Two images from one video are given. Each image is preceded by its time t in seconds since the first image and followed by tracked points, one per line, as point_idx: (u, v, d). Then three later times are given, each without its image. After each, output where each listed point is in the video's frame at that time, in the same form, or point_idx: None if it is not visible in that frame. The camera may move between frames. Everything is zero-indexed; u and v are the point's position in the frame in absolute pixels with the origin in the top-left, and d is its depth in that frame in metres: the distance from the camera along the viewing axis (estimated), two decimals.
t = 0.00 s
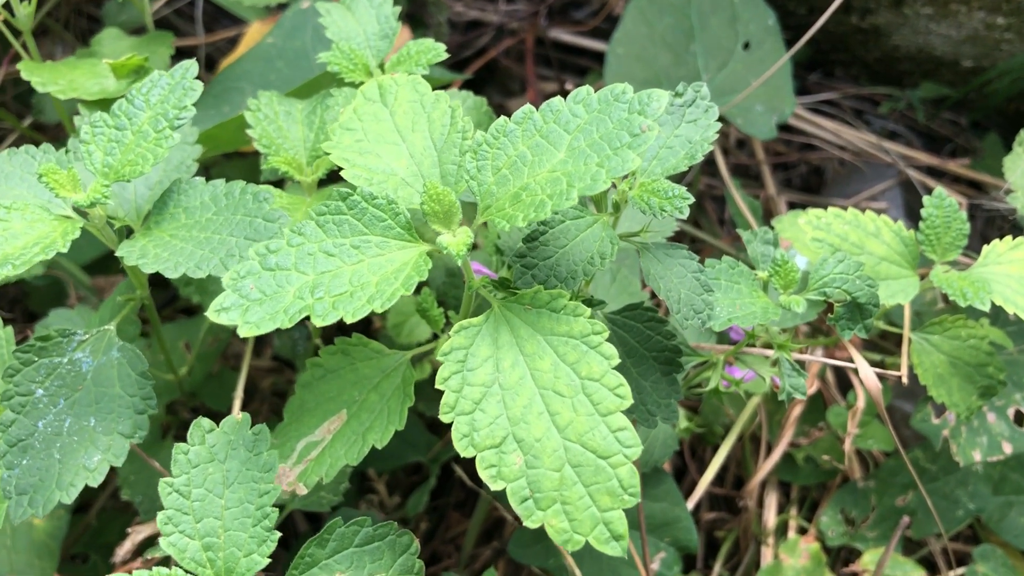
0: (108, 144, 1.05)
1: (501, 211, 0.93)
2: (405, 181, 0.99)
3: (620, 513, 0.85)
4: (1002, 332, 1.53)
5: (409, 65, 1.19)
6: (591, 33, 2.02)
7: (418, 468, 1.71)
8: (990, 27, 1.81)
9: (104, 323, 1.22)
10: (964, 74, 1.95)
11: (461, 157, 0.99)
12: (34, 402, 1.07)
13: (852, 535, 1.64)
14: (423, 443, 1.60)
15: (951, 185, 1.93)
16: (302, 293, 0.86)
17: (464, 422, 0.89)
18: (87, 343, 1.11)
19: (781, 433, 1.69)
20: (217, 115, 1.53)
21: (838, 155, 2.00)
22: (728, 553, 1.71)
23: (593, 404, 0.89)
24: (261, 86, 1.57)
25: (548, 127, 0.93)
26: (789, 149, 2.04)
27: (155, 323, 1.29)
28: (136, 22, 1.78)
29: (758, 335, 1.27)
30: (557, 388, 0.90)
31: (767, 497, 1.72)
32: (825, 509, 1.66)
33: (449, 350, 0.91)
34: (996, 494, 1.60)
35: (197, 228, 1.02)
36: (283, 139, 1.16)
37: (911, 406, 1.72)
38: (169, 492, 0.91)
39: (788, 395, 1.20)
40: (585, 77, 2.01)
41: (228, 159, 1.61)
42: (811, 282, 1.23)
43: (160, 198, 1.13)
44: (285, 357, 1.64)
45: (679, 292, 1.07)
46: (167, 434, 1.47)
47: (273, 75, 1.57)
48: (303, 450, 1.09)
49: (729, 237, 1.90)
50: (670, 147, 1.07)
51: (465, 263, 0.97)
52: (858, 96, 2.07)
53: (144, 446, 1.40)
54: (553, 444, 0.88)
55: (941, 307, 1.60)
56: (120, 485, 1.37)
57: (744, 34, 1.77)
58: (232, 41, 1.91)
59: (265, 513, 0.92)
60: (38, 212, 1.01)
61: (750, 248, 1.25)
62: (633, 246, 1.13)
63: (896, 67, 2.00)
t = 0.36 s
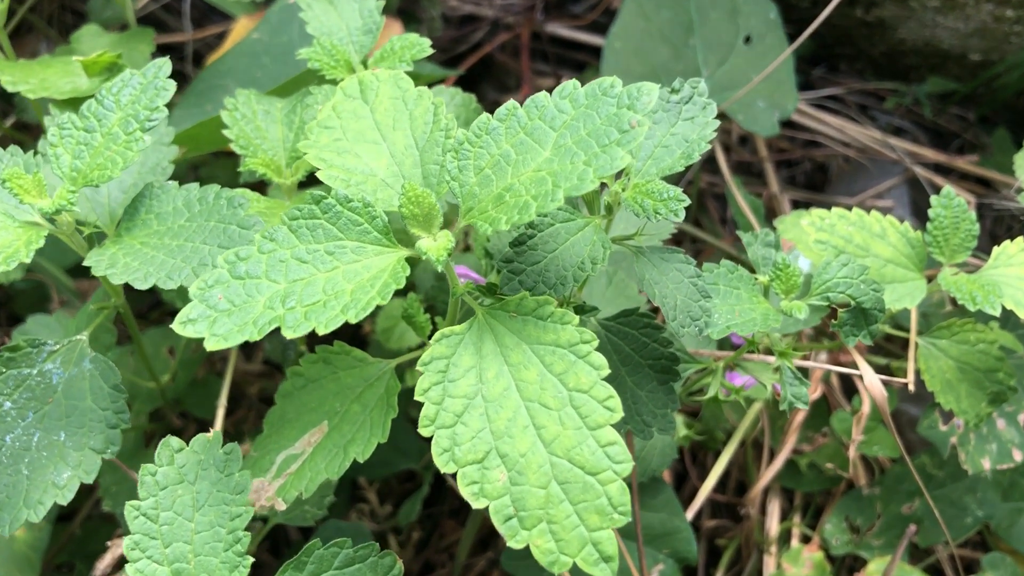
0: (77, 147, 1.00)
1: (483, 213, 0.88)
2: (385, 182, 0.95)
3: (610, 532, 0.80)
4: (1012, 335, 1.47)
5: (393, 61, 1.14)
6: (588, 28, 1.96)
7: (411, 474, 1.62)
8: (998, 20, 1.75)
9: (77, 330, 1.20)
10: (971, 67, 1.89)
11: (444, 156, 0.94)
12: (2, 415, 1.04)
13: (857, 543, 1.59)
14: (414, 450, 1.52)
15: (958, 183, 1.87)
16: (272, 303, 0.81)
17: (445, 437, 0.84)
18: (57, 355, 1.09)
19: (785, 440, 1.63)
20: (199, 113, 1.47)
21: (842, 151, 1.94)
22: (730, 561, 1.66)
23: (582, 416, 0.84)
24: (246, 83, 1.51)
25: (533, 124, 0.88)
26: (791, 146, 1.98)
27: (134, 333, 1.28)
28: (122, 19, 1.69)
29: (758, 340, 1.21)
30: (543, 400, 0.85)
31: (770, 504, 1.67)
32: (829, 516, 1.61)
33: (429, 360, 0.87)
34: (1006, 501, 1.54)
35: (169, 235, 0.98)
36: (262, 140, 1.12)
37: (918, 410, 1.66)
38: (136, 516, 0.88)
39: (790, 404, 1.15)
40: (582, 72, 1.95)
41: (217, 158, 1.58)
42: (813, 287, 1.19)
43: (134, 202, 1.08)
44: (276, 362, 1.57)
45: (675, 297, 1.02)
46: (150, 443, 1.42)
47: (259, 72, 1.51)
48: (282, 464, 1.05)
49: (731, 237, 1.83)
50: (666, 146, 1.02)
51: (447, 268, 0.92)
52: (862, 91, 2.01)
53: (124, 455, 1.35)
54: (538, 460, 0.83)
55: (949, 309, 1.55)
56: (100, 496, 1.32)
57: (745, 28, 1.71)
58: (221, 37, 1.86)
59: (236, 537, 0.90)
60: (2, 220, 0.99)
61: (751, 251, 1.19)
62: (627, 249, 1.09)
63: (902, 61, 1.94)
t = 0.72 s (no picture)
0: (72, 145, 0.99)
1: (487, 215, 0.86)
2: (386, 182, 0.93)
3: (617, 543, 0.79)
4: None
5: (395, 57, 1.12)
6: (594, 23, 1.92)
7: (416, 475, 1.60)
8: (1012, 14, 1.73)
9: (75, 332, 1.18)
10: (983, 62, 1.85)
11: (447, 155, 0.91)
12: None
13: (867, 545, 1.56)
14: (419, 451, 1.50)
15: (970, 179, 1.84)
16: (270, 306, 0.79)
17: (447, 444, 0.82)
18: (54, 357, 1.07)
19: (794, 440, 1.60)
20: (199, 111, 1.45)
21: (852, 148, 1.91)
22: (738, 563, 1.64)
23: (588, 424, 0.82)
24: (247, 80, 1.48)
25: (538, 123, 0.86)
26: (801, 141, 1.95)
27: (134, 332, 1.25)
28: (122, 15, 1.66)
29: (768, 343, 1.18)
30: (548, 407, 0.83)
31: (779, 505, 1.65)
32: (839, 517, 1.58)
33: (431, 364, 0.85)
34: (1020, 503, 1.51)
35: (166, 235, 0.96)
36: (261, 138, 1.10)
37: (931, 410, 1.63)
38: (134, 522, 0.87)
39: (801, 407, 1.13)
40: (588, 68, 1.91)
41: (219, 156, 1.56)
42: (824, 288, 1.16)
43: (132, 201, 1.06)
44: (278, 361, 1.55)
45: (683, 298, 1.00)
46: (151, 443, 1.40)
47: (260, 69, 1.49)
48: (281, 467, 1.03)
49: (739, 234, 1.81)
50: (674, 144, 1.00)
51: (449, 270, 0.90)
52: (872, 86, 1.97)
53: (125, 455, 1.33)
54: (543, 468, 0.81)
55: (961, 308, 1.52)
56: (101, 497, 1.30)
57: (753, 23, 1.68)
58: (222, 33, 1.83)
59: (235, 546, 0.88)
60: None
61: (760, 250, 1.17)
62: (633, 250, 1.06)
63: (912, 55, 1.90)
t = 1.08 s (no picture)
0: (80, 140, 0.99)
1: (495, 213, 0.86)
2: (395, 178, 0.92)
3: (623, 542, 0.79)
4: None
5: (402, 52, 1.11)
6: (600, 16, 1.90)
7: (422, 469, 1.60)
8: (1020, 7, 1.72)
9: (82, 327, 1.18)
10: (991, 56, 1.84)
11: (455, 153, 0.91)
12: (7, 413, 1.03)
13: (872, 541, 1.57)
14: (424, 446, 1.51)
15: (978, 174, 1.83)
16: (278, 303, 0.80)
17: (455, 441, 0.82)
18: (61, 352, 1.08)
19: (800, 436, 1.60)
20: (205, 105, 1.45)
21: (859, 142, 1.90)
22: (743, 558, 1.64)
23: (595, 423, 0.82)
24: (254, 74, 1.48)
25: (548, 122, 0.85)
26: (807, 136, 1.95)
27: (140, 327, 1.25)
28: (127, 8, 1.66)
29: (775, 339, 1.18)
30: (555, 406, 0.83)
31: (784, 501, 1.65)
32: (845, 513, 1.58)
33: (439, 362, 0.85)
34: None
35: (174, 232, 0.96)
36: (268, 133, 1.09)
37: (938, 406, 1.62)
38: (140, 517, 0.87)
39: (807, 403, 1.13)
40: (594, 61, 1.89)
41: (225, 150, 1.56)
42: (831, 283, 1.15)
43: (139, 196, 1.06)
44: (284, 355, 1.55)
45: (691, 296, 1.00)
46: (158, 438, 1.40)
47: (266, 63, 1.48)
48: (288, 463, 1.03)
49: (745, 229, 1.80)
50: (682, 141, 1.00)
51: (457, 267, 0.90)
52: (879, 80, 1.96)
53: (131, 450, 1.33)
54: (550, 467, 0.81)
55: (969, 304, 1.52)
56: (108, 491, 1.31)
57: (761, 17, 1.67)
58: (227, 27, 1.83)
59: (242, 540, 0.88)
60: (4, 216, 0.97)
61: (768, 246, 1.17)
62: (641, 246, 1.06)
63: (919, 49, 1.89)
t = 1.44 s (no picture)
0: (84, 129, 0.99)
1: (501, 200, 0.86)
2: (400, 167, 0.92)
3: (630, 528, 0.79)
4: None
5: (407, 41, 1.11)
6: (605, 5, 1.89)
7: (425, 459, 1.61)
8: None
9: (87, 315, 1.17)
10: (997, 46, 1.83)
11: (461, 140, 0.91)
12: (13, 402, 1.03)
13: (876, 530, 1.57)
14: (429, 435, 1.50)
15: (982, 164, 1.82)
16: (285, 292, 0.80)
17: (462, 429, 0.82)
18: (67, 340, 1.08)
19: (804, 425, 1.60)
20: (209, 95, 1.44)
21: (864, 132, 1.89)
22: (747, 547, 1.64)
23: (602, 410, 0.82)
24: (258, 63, 1.48)
25: (553, 108, 0.85)
26: (811, 125, 1.93)
27: (144, 315, 1.25)
28: None
29: (780, 328, 1.18)
30: (562, 393, 0.83)
31: (788, 490, 1.65)
32: (848, 503, 1.58)
33: (445, 351, 0.85)
34: None
35: (179, 220, 0.96)
36: (273, 121, 1.09)
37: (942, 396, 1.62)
38: (148, 503, 0.87)
39: (812, 391, 1.12)
40: (598, 50, 1.87)
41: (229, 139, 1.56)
42: (836, 272, 1.15)
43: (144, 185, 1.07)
44: (288, 345, 1.55)
45: (696, 284, 1.00)
46: (163, 427, 1.41)
47: (270, 52, 1.48)
48: (295, 452, 1.03)
49: (749, 219, 1.80)
50: (688, 129, 0.99)
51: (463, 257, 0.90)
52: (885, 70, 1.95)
53: (137, 439, 1.34)
54: (557, 454, 0.81)
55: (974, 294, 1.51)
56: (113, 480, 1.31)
57: (766, 7, 1.66)
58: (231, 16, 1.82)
59: (249, 526, 0.88)
60: (10, 205, 0.97)
61: (772, 235, 1.16)
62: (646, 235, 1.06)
63: (925, 40, 1.88)
